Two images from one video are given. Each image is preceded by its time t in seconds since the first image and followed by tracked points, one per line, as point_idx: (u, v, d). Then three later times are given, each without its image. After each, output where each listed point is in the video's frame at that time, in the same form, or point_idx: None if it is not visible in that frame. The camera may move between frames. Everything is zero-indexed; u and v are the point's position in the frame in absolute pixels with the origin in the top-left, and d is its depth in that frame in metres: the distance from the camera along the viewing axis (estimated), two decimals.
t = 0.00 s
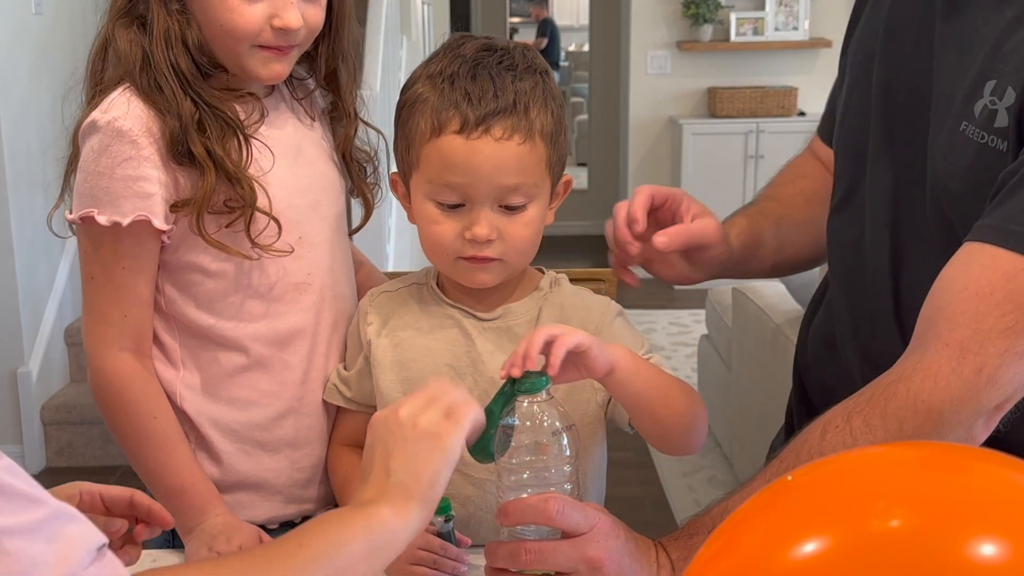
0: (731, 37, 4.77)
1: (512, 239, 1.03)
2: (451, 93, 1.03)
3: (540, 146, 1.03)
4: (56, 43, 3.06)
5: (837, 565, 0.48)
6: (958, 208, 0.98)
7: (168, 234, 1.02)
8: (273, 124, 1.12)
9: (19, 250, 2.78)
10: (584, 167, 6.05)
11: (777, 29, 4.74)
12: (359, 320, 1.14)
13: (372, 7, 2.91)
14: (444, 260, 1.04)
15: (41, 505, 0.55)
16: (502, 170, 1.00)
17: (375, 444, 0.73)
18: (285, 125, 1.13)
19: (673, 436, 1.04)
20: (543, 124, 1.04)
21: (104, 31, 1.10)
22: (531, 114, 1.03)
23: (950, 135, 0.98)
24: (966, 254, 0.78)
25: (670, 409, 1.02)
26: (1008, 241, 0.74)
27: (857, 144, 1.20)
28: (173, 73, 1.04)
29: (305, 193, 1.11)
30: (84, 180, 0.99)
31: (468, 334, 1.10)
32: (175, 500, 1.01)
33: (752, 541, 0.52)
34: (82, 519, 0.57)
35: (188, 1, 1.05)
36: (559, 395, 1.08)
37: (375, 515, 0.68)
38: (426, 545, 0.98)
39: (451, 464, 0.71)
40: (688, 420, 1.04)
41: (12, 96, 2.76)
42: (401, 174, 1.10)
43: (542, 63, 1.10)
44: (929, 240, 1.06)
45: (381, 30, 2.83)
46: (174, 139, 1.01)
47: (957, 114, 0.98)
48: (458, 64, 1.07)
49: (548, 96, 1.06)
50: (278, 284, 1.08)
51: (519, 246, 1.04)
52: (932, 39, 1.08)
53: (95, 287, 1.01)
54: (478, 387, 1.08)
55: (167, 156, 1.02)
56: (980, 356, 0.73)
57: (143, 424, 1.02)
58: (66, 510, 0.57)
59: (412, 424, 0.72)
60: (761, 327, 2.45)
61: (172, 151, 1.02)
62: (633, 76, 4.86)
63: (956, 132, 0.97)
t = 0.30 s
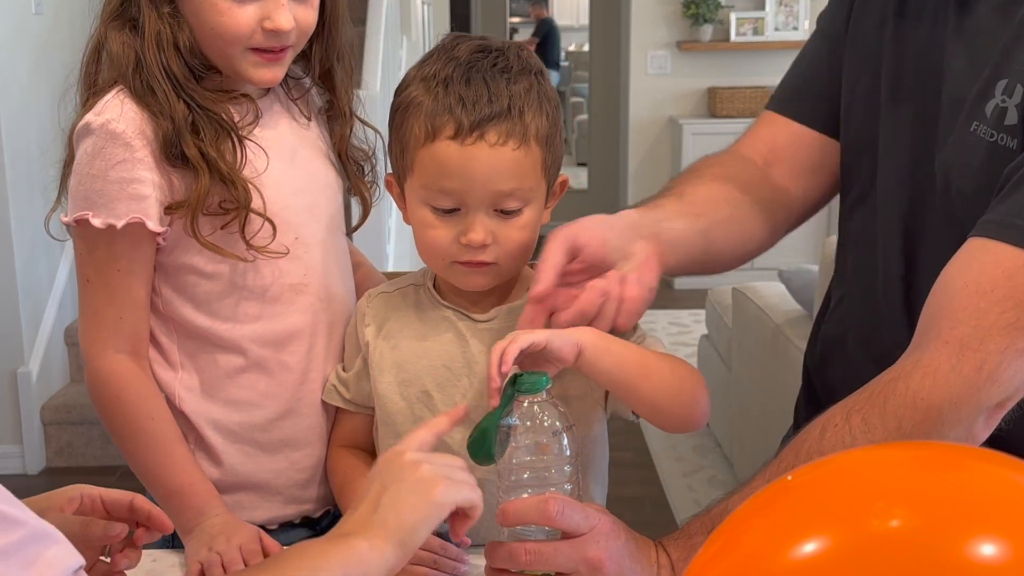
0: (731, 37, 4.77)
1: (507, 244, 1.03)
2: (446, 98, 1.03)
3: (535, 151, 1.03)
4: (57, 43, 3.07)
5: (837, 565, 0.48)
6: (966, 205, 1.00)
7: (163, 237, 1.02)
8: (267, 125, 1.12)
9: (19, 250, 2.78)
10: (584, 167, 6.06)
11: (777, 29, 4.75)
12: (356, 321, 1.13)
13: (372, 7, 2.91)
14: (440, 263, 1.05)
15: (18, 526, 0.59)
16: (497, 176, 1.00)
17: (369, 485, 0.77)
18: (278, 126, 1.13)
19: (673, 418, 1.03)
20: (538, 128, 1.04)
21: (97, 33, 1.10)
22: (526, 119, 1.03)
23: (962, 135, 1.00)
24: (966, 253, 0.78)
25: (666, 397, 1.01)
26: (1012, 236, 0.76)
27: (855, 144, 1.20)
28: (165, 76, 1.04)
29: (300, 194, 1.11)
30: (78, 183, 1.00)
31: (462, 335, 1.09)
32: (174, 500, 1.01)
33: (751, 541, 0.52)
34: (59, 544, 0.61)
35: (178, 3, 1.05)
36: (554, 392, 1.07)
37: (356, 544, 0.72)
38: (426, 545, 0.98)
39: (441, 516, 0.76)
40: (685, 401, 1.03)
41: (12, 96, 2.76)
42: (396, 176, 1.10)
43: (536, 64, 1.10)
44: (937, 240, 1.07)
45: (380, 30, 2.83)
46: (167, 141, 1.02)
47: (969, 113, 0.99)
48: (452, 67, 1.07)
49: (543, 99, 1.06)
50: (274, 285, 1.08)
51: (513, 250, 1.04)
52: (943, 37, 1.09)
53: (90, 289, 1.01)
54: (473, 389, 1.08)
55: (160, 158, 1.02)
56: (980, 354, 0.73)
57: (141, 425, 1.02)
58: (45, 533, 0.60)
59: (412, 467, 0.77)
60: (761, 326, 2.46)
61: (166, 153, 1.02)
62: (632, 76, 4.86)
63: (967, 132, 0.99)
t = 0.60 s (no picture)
0: (731, 37, 4.78)
1: (505, 244, 1.03)
2: (445, 99, 1.03)
3: (534, 153, 1.03)
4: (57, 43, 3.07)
5: (837, 566, 0.48)
6: (971, 207, 1.00)
7: (161, 238, 1.02)
8: (266, 125, 1.12)
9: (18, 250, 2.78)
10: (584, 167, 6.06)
11: (777, 29, 4.76)
12: (357, 321, 1.13)
13: (372, 7, 2.91)
14: (438, 264, 1.05)
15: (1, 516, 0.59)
16: (496, 178, 1.00)
17: (356, 476, 0.75)
18: (276, 127, 1.13)
19: (671, 426, 1.02)
20: (537, 129, 1.03)
21: (94, 36, 1.11)
22: (525, 120, 1.03)
23: (970, 137, 1.00)
24: (974, 259, 0.79)
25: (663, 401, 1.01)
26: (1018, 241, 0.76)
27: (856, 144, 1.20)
28: (160, 79, 1.04)
29: (299, 194, 1.11)
30: (76, 185, 1.00)
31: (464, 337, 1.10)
32: (173, 501, 1.01)
33: (751, 541, 0.52)
34: (41, 534, 0.61)
35: (172, 7, 1.06)
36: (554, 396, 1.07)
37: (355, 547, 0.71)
38: (426, 545, 0.98)
39: (436, 491, 0.73)
40: (684, 405, 1.03)
41: (12, 96, 2.77)
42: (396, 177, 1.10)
43: (537, 65, 1.10)
44: (942, 241, 1.06)
45: (380, 30, 2.83)
46: (165, 142, 1.02)
47: (976, 114, 1.00)
48: (452, 68, 1.07)
49: (543, 100, 1.06)
50: (273, 286, 1.08)
51: (511, 250, 1.04)
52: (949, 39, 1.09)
53: (90, 289, 1.01)
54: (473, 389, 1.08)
55: (158, 159, 1.02)
56: (986, 360, 0.73)
57: (140, 425, 1.02)
58: (29, 525, 0.61)
59: (394, 452, 0.74)
60: (761, 327, 2.46)
61: (163, 154, 1.02)
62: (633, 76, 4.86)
63: (976, 134, 0.99)
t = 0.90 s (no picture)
0: (731, 37, 4.78)
1: (504, 245, 1.03)
2: (442, 99, 1.03)
3: (532, 152, 1.03)
4: (57, 43, 3.07)
5: (836, 565, 0.48)
6: (978, 212, 1.01)
7: (160, 238, 1.02)
8: (266, 125, 1.12)
9: (19, 250, 2.79)
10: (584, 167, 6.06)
11: (777, 29, 4.76)
12: (359, 320, 1.14)
13: (372, 7, 2.91)
14: (437, 265, 1.05)
15: (21, 481, 0.60)
16: (493, 178, 1.00)
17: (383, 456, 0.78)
18: (276, 127, 1.13)
19: (671, 430, 1.02)
20: (534, 129, 1.03)
21: (90, 38, 1.11)
22: (522, 120, 1.03)
23: (978, 141, 1.01)
24: (981, 262, 0.79)
25: (663, 403, 1.01)
26: None
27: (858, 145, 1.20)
28: (157, 80, 1.04)
29: (299, 195, 1.11)
30: (75, 184, 1.00)
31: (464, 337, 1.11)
32: (172, 501, 1.01)
33: (751, 541, 0.52)
34: (62, 497, 0.62)
35: (168, 10, 1.06)
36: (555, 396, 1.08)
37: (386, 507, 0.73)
38: (426, 545, 0.98)
39: (460, 455, 0.77)
40: (687, 410, 1.03)
41: (13, 96, 2.77)
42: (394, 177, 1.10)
43: (535, 65, 1.10)
44: (955, 239, 1.07)
45: (380, 30, 2.83)
46: (163, 143, 1.02)
47: (985, 118, 1.01)
48: (449, 68, 1.07)
49: (540, 99, 1.06)
50: (273, 285, 1.08)
51: (509, 251, 1.04)
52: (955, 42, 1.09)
53: (89, 290, 1.01)
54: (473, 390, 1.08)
55: (157, 160, 1.02)
56: (992, 365, 0.73)
57: (140, 426, 1.02)
58: (48, 488, 0.61)
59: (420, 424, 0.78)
60: (761, 327, 2.46)
61: (161, 154, 1.02)
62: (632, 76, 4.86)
63: (983, 138, 1.00)
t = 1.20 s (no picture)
0: (731, 37, 4.78)
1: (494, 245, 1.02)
2: (428, 102, 1.03)
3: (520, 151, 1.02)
4: (57, 43, 3.07)
5: (837, 566, 0.48)
6: (978, 213, 1.02)
7: (159, 239, 1.02)
8: (265, 124, 1.12)
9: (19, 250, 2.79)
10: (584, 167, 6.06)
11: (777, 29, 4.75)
12: (359, 320, 1.14)
13: (372, 7, 2.91)
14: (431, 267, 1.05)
15: (42, 466, 0.63)
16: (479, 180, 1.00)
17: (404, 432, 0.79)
18: (276, 126, 1.13)
19: (670, 428, 1.02)
20: (522, 129, 1.04)
21: (88, 39, 1.11)
22: (510, 120, 1.04)
23: (978, 142, 1.01)
24: (985, 265, 0.79)
25: (660, 403, 1.01)
26: None
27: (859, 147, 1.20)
28: (154, 81, 1.04)
29: (298, 196, 1.11)
30: (75, 184, 1.00)
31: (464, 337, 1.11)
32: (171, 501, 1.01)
33: (752, 542, 0.52)
34: (83, 481, 0.65)
35: (165, 10, 1.06)
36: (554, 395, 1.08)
37: (413, 483, 0.74)
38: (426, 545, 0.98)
39: (484, 430, 0.78)
40: (687, 413, 1.03)
41: (13, 96, 2.77)
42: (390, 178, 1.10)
43: (526, 63, 1.10)
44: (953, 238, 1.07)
45: (380, 30, 2.83)
46: (162, 144, 1.02)
47: (985, 118, 1.01)
48: (437, 70, 1.07)
49: (529, 98, 1.06)
50: (273, 286, 1.08)
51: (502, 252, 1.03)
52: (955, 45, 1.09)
53: (89, 290, 1.01)
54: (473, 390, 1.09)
55: (156, 160, 1.02)
56: (994, 369, 0.73)
57: (139, 426, 1.02)
58: (67, 474, 0.65)
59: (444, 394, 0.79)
60: (761, 327, 2.46)
61: (160, 155, 1.02)
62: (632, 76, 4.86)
63: (984, 140, 1.01)
